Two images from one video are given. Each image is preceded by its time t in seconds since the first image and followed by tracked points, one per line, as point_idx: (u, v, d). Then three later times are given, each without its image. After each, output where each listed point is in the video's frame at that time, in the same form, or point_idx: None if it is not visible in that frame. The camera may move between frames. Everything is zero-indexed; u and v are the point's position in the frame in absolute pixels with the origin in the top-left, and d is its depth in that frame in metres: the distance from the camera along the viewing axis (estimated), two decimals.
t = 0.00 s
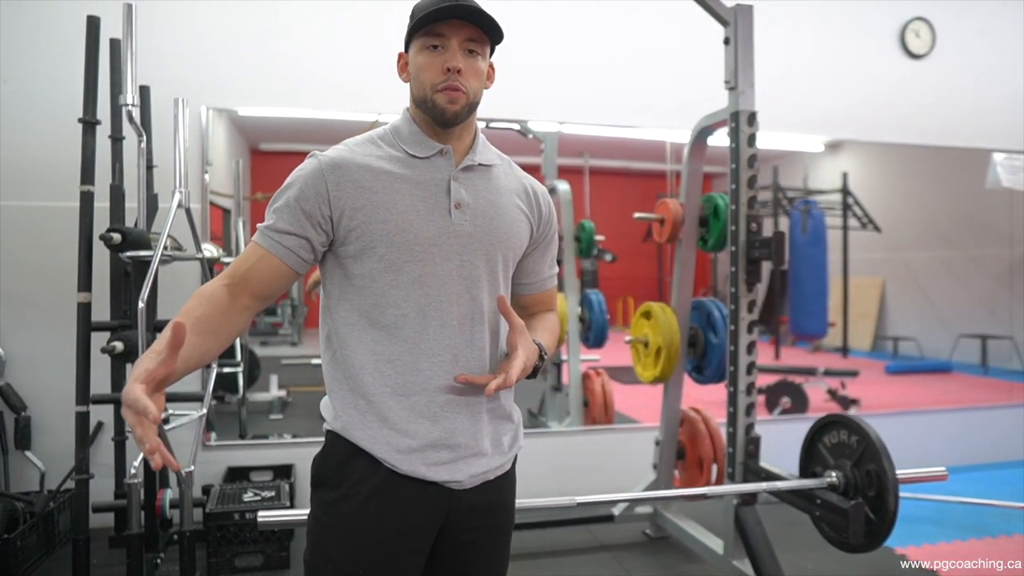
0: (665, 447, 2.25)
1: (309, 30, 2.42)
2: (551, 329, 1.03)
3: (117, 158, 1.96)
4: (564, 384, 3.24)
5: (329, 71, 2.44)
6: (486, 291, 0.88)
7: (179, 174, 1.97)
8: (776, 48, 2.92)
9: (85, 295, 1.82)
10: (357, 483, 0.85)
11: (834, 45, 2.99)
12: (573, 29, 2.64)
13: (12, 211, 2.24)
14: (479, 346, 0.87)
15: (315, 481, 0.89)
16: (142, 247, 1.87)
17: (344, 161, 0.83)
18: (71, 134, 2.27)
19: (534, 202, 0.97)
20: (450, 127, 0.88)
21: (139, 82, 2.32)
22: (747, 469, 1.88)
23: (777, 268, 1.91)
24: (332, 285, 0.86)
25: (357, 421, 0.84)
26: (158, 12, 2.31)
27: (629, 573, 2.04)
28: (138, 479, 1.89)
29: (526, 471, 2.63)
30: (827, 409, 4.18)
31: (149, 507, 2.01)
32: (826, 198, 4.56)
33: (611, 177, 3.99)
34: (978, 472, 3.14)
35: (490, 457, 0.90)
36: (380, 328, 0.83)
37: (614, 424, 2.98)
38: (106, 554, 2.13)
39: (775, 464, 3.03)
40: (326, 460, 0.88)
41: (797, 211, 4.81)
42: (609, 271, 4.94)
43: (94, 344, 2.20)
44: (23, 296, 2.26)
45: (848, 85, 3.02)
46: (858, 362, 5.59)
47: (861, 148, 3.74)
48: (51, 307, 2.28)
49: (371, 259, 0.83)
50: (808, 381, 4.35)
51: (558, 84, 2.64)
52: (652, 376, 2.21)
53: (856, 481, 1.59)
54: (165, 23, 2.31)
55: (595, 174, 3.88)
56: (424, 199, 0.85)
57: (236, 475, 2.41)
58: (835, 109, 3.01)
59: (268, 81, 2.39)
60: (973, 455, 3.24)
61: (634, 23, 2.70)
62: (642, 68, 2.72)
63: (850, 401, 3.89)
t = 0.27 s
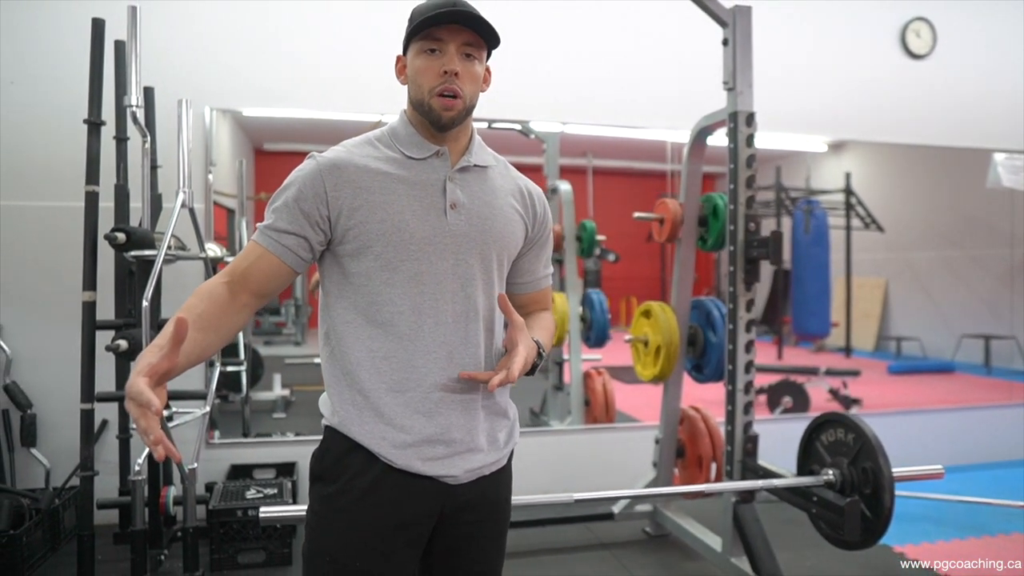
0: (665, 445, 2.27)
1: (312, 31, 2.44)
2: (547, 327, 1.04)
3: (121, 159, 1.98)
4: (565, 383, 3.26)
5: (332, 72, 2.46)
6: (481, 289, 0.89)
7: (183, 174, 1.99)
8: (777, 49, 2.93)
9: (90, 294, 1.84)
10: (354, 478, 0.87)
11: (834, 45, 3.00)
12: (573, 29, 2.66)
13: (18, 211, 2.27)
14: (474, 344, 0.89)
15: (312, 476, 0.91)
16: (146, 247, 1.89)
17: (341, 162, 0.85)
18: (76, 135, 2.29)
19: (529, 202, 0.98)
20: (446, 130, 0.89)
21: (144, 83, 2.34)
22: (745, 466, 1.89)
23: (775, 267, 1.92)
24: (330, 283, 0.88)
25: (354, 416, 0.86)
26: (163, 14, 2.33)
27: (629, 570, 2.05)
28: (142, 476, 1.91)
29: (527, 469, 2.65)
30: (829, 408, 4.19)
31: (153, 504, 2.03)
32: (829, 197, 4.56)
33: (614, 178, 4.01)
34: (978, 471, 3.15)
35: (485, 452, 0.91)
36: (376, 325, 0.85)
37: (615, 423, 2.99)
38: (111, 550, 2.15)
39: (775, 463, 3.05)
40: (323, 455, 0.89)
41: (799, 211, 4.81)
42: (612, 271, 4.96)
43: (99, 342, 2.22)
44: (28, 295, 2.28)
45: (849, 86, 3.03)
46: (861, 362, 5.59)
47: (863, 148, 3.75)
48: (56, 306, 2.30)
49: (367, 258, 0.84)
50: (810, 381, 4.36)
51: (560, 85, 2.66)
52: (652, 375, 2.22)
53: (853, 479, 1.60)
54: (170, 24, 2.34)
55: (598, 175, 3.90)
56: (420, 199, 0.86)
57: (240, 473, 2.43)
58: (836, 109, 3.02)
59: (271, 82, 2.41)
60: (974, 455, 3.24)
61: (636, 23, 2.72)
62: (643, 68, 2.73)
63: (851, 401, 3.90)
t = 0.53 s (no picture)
0: (663, 441, 2.29)
1: (314, 32, 2.46)
2: (541, 323, 1.06)
3: (124, 158, 2.00)
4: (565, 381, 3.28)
5: (333, 72, 2.48)
6: (477, 285, 0.92)
7: (186, 174, 2.01)
8: (776, 49, 2.95)
9: (94, 292, 1.87)
10: (353, 469, 0.89)
11: (833, 45, 3.02)
12: (573, 30, 2.68)
13: (22, 210, 2.29)
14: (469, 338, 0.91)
15: (313, 467, 0.93)
16: (149, 245, 1.91)
17: (340, 160, 0.87)
18: (80, 134, 2.31)
19: (524, 200, 1.00)
20: (442, 130, 0.91)
21: (147, 84, 2.36)
22: (742, 462, 1.91)
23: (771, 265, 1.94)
24: (329, 279, 0.90)
25: (353, 408, 0.88)
26: (166, 15, 2.35)
27: (627, 566, 2.07)
28: (145, 471, 1.93)
29: (527, 466, 2.67)
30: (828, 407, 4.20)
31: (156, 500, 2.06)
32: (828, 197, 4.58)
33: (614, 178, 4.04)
34: (977, 470, 3.15)
35: (482, 444, 0.94)
36: (374, 319, 0.87)
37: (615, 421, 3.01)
38: (114, 545, 2.17)
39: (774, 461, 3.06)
40: (324, 446, 0.92)
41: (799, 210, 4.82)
42: (613, 270, 4.99)
43: (103, 340, 2.25)
44: (32, 293, 2.31)
45: (847, 86, 3.05)
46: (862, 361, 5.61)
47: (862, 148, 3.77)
48: (61, 304, 2.33)
49: (366, 254, 0.87)
50: (810, 379, 4.38)
51: (559, 85, 2.68)
52: (650, 372, 2.24)
53: (847, 474, 1.62)
54: (173, 26, 2.36)
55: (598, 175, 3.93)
56: (417, 197, 0.88)
57: (242, 470, 2.46)
58: (834, 109, 3.03)
59: (273, 82, 2.44)
60: (972, 453, 3.25)
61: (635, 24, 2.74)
62: (642, 69, 2.75)
63: (850, 400, 3.91)
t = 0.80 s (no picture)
0: (661, 437, 2.31)
1: (315, 32, 2.48)
2: (537, 315, 1.08)
3: (127, 157, 2.03)
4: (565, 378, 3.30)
5: (334, 71, 2.50)
6: (474, 276, 0.94)
7: (188, 172, 2.03)
8: (774, 48, 2.97)
9: (97, 288, 1.89)
10: (353, 456, 0.91)
11: (831, 45, 3.04)
12: (572, 29, 2.70)
13: (26, 208, 2.31)
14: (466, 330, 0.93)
15: (313, 455, 0.95)
16: (152, 242, 1.93)
17: (340, 155, 0.89)
18: (83, 133, 2.33)
19: (520, 194, 1.03)
20: (440, 126, 0.93)
21: (150, 83, 2.38)
22: (738, 457, 1.93)
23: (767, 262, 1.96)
24: (329, 270, 0.92)
25: (352, 397, 0.90)
26: (169, 15, 2.37)
27: (625, 560, 2.09)
28: (147, 466, 1.95)
29: (526, 462, 2.69)
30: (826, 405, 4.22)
31: (158, 494, 2.08)
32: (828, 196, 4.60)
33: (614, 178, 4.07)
34: (975, 467, 3.16)
35: (478, 434, 0.96)
36: (374, 310, 0.89)
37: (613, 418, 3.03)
38: (117, 540, 2.19)
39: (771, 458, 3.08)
40: (324, 434, 0.94)
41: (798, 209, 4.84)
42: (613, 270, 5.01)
43: (106, 337, 2.27)
44: (36, 291, 2.33)
45: (845, 85, 3.07)
46: (862, 360, 5.63)
47: (861, 147, 3.79)
48: (64, 301, 2.35)
49: (365, 246, 0.89)
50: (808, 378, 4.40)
51: (559, 84, 2.70)
52: (648, 368, 2.26)
53: (841, 467, 1.64)
54: (175, 26, 2.38)
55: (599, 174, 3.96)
56: (415, 191, 0.91)
57: (243, 466, 2.48)
58: (832, 108, 3.05)
59: (274, 81, 2.46)
60: (969, 450, 3.27)
61: (633, 24, 2.76)
62: (641, 68, 2.77)
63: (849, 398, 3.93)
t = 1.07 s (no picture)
0: (658, 434, 2.33)
1: (316, 32, 2.50)
2: (523, 313, 1.10)
3: (130, 155, 2.05)
4: (563, 376, 3.33)
5: (334, 71, 2.53)
6: (466, 273, 0.96)
7: (189, 171, 2.05)
8: (772, 48, 2.99)
9: (100, 285, 1.91)
10: (348, 446, 0.93)
11: (828, 45, 3.06)
12: (571, 30, 2.72)
13: (28, 206, 2.34)
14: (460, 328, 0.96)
15: (310, 446, 0.97)
16: (154, 240, 1.95)
17: (336, 157, 0.91)
18: (85, 132, 2.36)
19: (511, 190, 1.05)
20: (433, 121, 0.95)
21: (152, 83, 2.41)
22: (734, 453, 1.95)
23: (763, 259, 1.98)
24: (327, 270, 0.94)
25: (350, 392, 0.93)
26: (171, 15, 2.40)
27: (622, 556, 2.11)
28: (149, 462, 1.98)
29: (525, 459, 2.71)
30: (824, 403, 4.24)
31: (160, 489, 2.10)
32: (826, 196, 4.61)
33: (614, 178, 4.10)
34: (971, 464, 3.18)
35: (472, 426, 0.98)
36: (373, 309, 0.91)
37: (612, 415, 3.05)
38: (118, 535, 2.22)
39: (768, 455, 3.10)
40: (320, 425, 0.96)
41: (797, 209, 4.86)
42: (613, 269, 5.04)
43: (109, 334, 2.29)
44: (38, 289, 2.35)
45: (842, 85, 3.09)
46: (861, 359, 5.65)
47: (858, 147, 3.81)
48: (67, 299, 2.37)
49: (363, 247, 0.91)
50: (806, 376, 4.42)
51: (557, 84, 2.72)
52: (644, 365, 2.28)
53: (835, 462, 1.66)
54: (177, 27, 2.40)
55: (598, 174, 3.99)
56: (411, 189, 0.92)
57: (244, 462, 2.50)
58: (829, 107, 3.07)
59: (275, 81, 2.48)
60: (965, 447, 3.29)
61: (632, 24, 2.78)
62: (639, 67, 2.80)
63: (847, 396, 3.95)
